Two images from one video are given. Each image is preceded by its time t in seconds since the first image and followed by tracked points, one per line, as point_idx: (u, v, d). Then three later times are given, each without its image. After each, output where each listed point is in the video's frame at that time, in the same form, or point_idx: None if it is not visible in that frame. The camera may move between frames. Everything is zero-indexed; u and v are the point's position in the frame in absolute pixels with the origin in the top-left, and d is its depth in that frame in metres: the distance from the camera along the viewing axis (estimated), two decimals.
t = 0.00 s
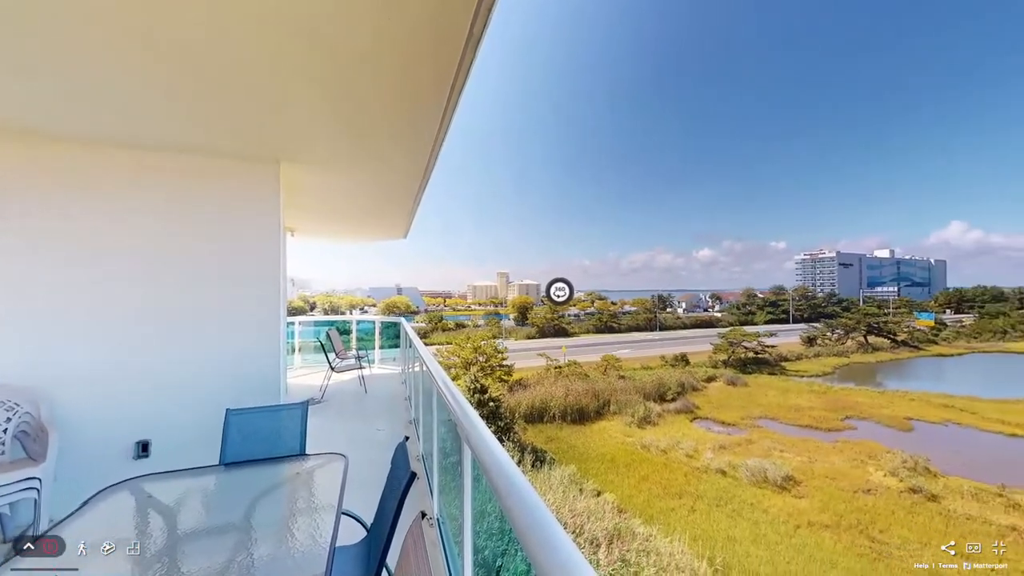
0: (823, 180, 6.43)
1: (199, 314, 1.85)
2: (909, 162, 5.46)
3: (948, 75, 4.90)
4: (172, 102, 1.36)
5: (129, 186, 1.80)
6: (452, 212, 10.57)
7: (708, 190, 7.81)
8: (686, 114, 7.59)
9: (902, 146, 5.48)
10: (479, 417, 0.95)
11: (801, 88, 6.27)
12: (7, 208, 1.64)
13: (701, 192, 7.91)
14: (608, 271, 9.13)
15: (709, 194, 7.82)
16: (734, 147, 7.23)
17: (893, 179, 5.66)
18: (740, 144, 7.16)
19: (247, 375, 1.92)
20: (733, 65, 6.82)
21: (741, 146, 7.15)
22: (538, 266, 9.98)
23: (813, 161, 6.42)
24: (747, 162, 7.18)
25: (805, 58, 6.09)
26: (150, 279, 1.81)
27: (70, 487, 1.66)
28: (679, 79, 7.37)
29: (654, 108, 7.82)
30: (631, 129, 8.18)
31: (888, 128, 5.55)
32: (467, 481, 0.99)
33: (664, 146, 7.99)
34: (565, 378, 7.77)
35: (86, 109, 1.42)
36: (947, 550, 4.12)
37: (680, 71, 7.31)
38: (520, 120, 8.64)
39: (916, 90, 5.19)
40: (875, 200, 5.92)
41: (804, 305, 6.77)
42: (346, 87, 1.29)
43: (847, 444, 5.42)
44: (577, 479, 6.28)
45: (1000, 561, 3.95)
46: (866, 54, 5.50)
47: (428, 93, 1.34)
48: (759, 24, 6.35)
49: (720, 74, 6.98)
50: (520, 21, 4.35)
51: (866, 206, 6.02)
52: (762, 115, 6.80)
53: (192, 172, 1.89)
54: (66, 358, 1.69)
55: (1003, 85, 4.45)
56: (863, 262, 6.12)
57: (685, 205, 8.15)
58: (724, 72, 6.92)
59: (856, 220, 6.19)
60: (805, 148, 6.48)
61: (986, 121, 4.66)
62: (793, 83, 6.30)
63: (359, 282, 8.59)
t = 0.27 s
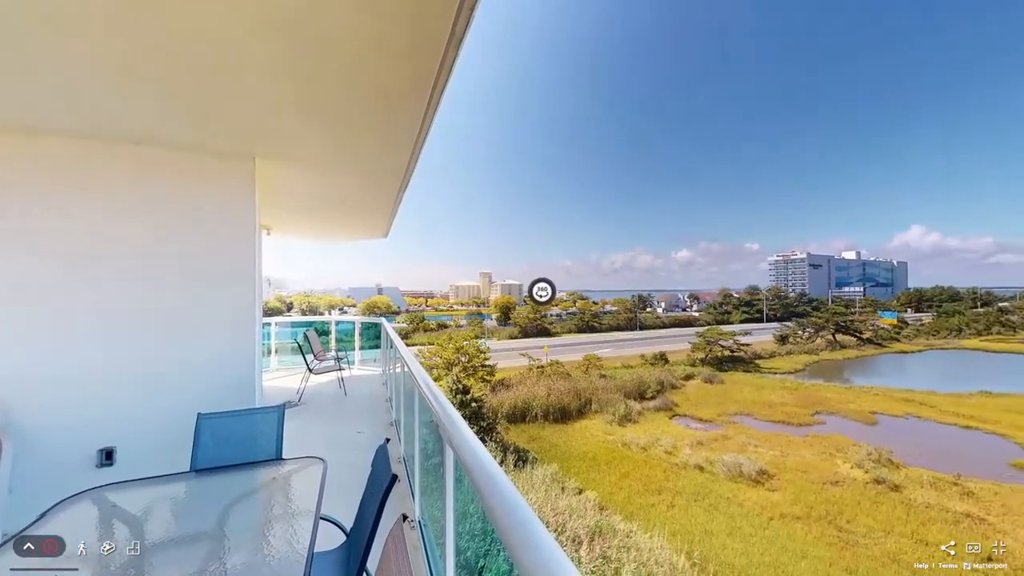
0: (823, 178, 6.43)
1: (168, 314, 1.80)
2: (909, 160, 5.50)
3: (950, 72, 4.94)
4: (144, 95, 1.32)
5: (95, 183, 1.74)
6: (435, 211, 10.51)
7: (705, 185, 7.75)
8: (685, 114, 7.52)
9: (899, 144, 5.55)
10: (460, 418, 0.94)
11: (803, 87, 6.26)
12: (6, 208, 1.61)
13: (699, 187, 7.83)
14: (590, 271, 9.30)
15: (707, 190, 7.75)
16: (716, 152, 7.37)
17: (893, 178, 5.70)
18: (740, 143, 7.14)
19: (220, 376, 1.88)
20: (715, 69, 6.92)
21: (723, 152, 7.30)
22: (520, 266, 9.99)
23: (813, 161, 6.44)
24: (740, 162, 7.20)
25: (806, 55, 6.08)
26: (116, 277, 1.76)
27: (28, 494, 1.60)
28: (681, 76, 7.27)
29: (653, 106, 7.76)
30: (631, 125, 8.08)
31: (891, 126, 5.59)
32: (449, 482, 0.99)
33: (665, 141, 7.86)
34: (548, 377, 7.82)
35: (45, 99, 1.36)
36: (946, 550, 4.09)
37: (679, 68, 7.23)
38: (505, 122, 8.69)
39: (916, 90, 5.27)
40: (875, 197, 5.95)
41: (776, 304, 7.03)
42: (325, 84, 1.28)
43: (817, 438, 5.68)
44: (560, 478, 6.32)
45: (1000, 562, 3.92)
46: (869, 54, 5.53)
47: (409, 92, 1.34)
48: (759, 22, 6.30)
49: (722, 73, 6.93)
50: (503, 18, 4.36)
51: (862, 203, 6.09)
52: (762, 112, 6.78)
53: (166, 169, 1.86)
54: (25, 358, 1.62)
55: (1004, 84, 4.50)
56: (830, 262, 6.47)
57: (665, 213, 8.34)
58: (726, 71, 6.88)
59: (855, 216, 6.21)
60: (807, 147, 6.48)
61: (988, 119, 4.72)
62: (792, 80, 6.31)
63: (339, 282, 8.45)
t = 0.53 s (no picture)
0: (823, 180, 6.37)
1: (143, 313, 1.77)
2: (907, 162, 5.44)
3: (951, 72, 4.91)
4: (109, 74, 1.27)
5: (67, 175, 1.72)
6: (417, 210, 10.41)
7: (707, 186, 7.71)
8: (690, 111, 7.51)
9: (897, 144, 5.51)
10: (443, 419, 0.93)
11: (803, 86, 6.26)
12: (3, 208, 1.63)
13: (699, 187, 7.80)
14: (572, 272, 9.36)
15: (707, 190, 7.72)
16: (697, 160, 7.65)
17: (891, 179, 5.63)
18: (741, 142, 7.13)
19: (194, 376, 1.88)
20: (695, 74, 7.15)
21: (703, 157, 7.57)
22: (503, 266, 9.98)
23: (812, 160, 6.41)
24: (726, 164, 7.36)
25: (807, 54, 6.08)
26: (90, 275, 1.75)
27: None
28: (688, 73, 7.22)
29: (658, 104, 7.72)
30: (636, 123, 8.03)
31: (891, 126, 5.53)
32: (431, 482, 0.98)
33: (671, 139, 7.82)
34: (530, 377, 7.84)
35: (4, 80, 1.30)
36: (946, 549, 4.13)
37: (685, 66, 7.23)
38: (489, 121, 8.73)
39: (916, 90, 5.24)
40: (872, 199, 5.88)
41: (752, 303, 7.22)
42: (307, 73, 1.28)
43: (788, 433, 5.84)
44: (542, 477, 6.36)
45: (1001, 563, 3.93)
46: (870, 54, 5.51)
47: (392, 84, 1.35)
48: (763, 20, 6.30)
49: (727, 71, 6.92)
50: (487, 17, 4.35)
51: (858, 204, 6.03)
52: (766, 112, 6.79)
53: (142, 163, 1.84)
54: (8, 356, 1.64)
55: (1005, 83, 4.45)
56: (801, 262, 6.71)
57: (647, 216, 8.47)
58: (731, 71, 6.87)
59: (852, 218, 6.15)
60: (809, 148, 6.44)
61: (988, 119, 4.66)
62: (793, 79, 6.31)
63: (317, 282, 8.31)
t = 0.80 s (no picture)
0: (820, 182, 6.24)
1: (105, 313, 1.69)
2: (905, 164, 5.30)
3: (946, 71, 4.76)
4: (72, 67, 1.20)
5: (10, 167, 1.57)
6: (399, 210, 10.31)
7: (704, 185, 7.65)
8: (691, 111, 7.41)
9: (892, 146, 5.38)
10: (423, 420, 0.92)
11: (801, 86, 6.12)
12: None
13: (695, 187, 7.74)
14: (555, 272, 9.43)
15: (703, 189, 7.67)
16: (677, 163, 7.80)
17: (888, 182, 5.50)
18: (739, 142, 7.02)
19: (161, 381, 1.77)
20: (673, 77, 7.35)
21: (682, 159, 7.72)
22: (487, 266, 9.98)
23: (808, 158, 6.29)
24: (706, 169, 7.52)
25: (803, 54, 5.96)
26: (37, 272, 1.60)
27: None
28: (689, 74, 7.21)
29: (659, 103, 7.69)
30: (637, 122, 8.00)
31: (887, 127, 5.38)
32: (412, 486, 0.97)
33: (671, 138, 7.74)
34: (512, 377, 7.87)
35: None
36: (945, 550, 4.14)
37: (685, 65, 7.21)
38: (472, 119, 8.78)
39: (915, 90, 5.05)
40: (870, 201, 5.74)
41: (727, 302, 7.44)
42: (286, 67, 1.24)
43: (762, 428, 6.00)
44: (524, 476, 6.40)
45: (997, 561, 3.90)
46: (866, 52, 5.38)
47: (374, 80, 1.34)
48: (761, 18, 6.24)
49: (727, 70, 6.83)
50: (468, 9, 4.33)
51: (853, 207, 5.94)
52: (763, 112, 6.65)
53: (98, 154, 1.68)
54: None
55: (1002, 83, 4.30)
56: (774, 262, 7.00)
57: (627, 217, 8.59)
58: (728, 71, 6.80)
59: (850, 221, 6.04)
60: (807, 149, 6.29)
61: (984, 120, 4.52)
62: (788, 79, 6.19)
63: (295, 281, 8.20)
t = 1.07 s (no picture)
0: (819, 184, 6.21)
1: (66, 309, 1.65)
2: (908, 163, 5.29)
3: (946, 71, 4.85)
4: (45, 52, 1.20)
5: None
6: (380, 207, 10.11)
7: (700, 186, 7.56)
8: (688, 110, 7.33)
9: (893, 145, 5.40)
10: (405, 422, 0.91)
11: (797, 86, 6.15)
12: None
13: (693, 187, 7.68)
14: (538, 272, 9.34)
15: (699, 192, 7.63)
16: (658, 162, 7.85)
17: (889, 182, 5.51)
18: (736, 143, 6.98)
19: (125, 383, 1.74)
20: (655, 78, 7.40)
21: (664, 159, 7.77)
22: (467, 266, 9.80)
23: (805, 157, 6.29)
24: (689, 169, 7.60)
25: (802, 53, 5.98)
26: (17, 274, 1.58)
27: None
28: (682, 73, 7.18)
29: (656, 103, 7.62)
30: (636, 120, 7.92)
31: (888, 127, 5.41)
32: (392, 489, 0.96)
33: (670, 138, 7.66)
34: (495, 377, 7.87)
35: None
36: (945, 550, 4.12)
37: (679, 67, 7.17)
38: (456, 115, 8.80)
39: (914, 89, 5.14)
40: (871, 203, 5.71)
41: (704, 301, 7.52)
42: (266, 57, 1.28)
43: (737, 424, 6.16)
44: (507, 476, 6.40)
45: (1000, 561, 3.87)
46: (867, 52, 5.42)
47: (354, 73, 1.38)
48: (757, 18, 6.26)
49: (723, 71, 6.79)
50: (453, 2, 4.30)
51: (850, 208, 5.94)
52: (762, 113, 6.61)
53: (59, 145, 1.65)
54: None
55: (1002, 83, 4.42)
56: (751, 262, 7.13)
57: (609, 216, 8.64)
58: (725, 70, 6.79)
59: (849, 223, 6.01)
60: (805, 150, 6.27)
61: (987, 117, 4.58)
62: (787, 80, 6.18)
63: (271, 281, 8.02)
